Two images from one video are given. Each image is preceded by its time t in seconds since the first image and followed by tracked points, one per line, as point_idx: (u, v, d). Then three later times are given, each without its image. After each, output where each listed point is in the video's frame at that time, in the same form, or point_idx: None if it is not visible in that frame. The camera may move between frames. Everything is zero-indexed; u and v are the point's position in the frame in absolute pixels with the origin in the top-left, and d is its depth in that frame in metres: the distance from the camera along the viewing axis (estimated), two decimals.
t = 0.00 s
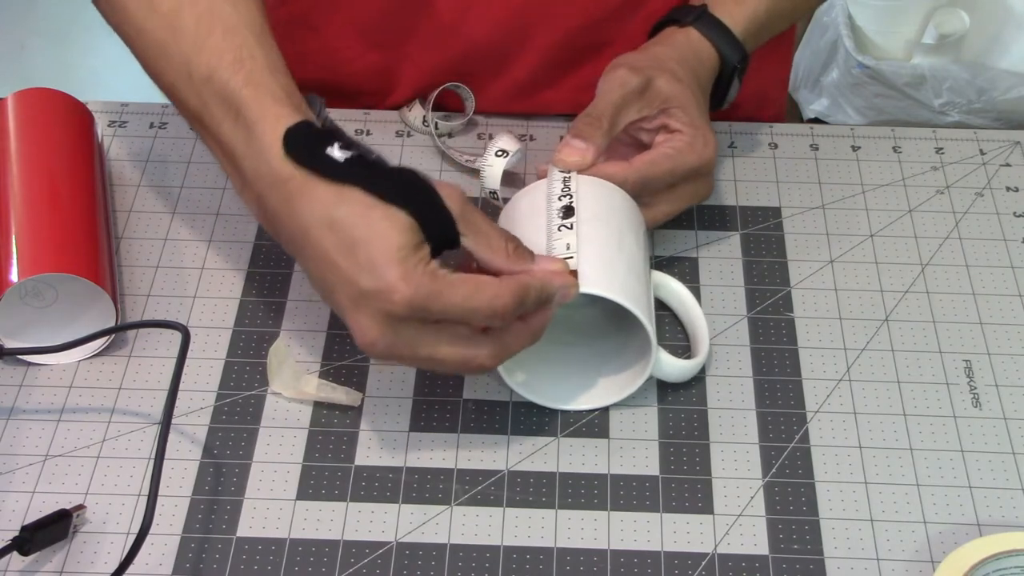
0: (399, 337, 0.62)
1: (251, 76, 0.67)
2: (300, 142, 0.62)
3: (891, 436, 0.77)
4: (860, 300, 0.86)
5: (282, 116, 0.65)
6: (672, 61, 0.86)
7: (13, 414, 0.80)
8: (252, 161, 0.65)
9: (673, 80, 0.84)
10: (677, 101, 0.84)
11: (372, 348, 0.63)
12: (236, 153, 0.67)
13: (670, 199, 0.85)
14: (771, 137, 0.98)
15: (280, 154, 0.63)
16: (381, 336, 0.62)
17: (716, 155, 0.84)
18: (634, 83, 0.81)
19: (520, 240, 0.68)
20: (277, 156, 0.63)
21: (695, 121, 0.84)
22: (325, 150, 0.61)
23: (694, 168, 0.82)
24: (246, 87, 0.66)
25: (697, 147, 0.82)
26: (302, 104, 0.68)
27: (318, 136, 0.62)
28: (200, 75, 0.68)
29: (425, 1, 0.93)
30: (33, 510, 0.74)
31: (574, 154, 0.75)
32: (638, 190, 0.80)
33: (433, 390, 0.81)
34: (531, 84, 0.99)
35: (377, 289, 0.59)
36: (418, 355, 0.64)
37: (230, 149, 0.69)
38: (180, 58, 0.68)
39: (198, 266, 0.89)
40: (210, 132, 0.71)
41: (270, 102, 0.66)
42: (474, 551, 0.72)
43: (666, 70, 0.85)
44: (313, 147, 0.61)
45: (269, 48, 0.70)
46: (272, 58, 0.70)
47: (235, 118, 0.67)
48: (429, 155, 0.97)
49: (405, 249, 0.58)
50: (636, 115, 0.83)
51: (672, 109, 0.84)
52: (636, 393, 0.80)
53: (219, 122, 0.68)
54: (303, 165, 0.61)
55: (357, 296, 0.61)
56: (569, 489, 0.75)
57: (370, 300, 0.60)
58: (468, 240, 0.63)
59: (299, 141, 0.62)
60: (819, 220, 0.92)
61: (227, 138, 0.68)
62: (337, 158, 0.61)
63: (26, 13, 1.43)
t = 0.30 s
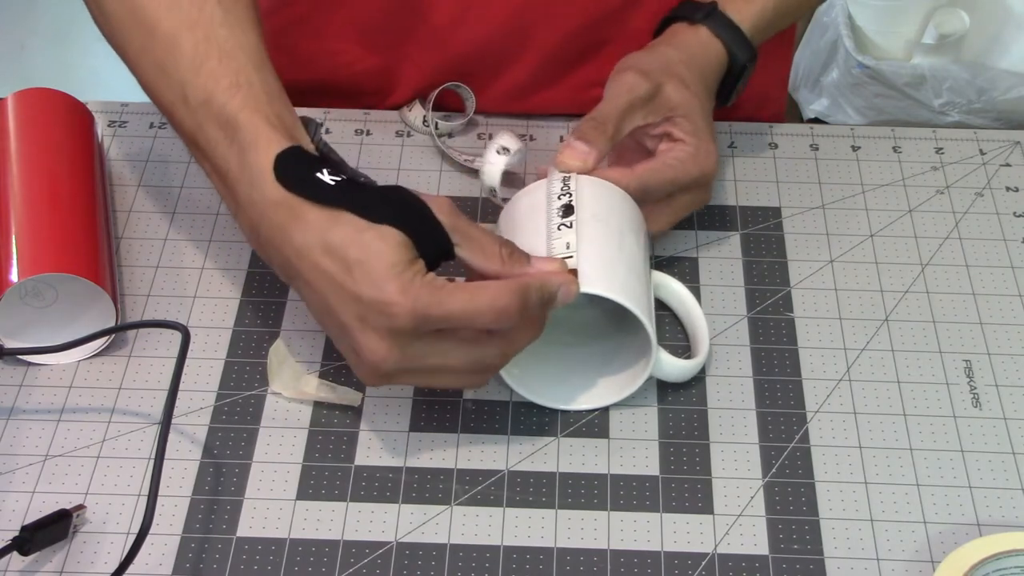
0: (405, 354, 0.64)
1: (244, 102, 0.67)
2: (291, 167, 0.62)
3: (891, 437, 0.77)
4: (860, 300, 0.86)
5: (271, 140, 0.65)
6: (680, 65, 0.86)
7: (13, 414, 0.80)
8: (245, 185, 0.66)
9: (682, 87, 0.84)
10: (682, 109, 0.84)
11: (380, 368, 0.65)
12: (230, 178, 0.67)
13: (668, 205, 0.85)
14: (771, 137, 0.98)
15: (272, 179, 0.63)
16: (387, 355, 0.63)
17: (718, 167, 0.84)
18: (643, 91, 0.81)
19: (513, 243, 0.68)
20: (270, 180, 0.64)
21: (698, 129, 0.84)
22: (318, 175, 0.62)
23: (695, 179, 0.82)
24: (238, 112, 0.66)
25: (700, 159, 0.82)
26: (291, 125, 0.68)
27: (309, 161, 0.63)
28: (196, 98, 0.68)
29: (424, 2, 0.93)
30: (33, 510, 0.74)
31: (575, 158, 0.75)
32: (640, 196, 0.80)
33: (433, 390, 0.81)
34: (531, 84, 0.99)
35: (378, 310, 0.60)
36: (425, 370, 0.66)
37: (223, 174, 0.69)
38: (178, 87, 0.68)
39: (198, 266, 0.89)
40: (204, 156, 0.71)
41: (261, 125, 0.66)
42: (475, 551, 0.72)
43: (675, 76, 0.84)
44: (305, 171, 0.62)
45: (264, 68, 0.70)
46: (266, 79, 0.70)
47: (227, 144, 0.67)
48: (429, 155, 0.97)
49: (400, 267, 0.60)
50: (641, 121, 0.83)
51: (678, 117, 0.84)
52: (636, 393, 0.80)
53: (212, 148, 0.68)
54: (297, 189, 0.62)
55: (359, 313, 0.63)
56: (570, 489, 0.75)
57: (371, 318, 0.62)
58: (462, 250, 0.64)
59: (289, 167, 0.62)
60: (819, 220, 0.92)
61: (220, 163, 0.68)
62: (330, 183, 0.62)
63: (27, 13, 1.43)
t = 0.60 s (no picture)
0: (407, 359, 0.64)
1: (244, 111, 0.66)
2: (289, 176, 0.62)
3: (891, 437, 0.77)
4: (860, 300, 0.86)
5: (270, 147, 0.65)
6: (666, 37, 0.85)
7: (13, 414, 0.80)
8: (247, 193, 0.66)
9: (667, 61, 0.83)
10: (672, 84, 0.83)
11: (384, 372, 0.66)
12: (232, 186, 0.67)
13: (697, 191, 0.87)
14: (771, 137, 0.98)
15: (270, 188, 0.63)
16: (389, 361, 0.64)
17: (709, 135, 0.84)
18: (627, 75, 0.81)
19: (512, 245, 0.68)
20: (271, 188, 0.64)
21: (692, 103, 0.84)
22: (316, 181, 0.62)
23: (695, 150, 0.83)
24: (238, 120, 0.66)
25: (694, 127, 0.83)
26: (290, 130, 0.68)
27: (306, 168, 0.63)
28: (197, 107, 0.68)
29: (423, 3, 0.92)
30: (33, 510, 0.74)
31: (570, 156, 0.75)
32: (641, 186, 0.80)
33: (433, 390, 0.81)
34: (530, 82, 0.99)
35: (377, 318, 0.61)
36: (430, 373, 0.66)
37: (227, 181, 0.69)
38: (181, 98, 0.69)
39: (198, 266, 0.89)
40: (207, 163, 0.71)
41: (260, 133, 0.66)
42: (474, 551, 0.72)
43: (659, 51, 0.84)
44: (304, 178, 0.62)
45: (265, 73, 0.70)
46: (266, 85, 0.70)
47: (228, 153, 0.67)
48: (430, 155, 0.97)
49: (397, 273, 0.60)
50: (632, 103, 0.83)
51: (667, 93, 0.83)
52: (636, 393, 0.80)
53: (215, 155, 0.69)
54: (296, 197, 0.62)
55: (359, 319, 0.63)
56: (570, 489, 0.75)
57: (371, 324, 0.62)
58: (462, 253, 0.64)
59: (288, 175, 0.62)
60: (819, 220, 0.92)
61: (223, 171, 0.68)
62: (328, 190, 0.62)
63: (27, 13, 1.43)
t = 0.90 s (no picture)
0: (396, 364, 0.65)
1: (239, 112, 0.66)
2: (280, 177, 0.62)
3: (890, 437, 0.77)
4: (860, 300, 0.86)
5: (263, 150, 0.65)
6: (669, 40, 0.85)
7: (13, 414, 0.80)
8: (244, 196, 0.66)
9: (671, 64, 0.83)
10: (674, 86, 0.83)
11: (375, 375, 0.67)
12: (231, 188, 0.68)
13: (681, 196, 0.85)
14: (771, 137, 0.98)
15: (264, 191, 0.63)
16: (379, 365, 0.65)
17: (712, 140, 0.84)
18: (629, 77, 0.80)
19: (510, 242, 0.67)
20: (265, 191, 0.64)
21: (694, 106, 0.83)
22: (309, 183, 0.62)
23: (698, 152, 0.83)
24: (233, 122, 0.66)
25: (696, 129, 0.82)
26: (284, 129, 0.67)
27: (298, 168, 0.63)
28: (195, 109, 0.68)
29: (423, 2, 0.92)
30: (33, 510, 0.74)
31: (572, 156, 0.75)
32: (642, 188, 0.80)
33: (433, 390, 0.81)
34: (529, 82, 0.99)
35: (366, 325, 0.61)
36: (421, 375, 0.67)
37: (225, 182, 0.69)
38: (178, 97, 0.68)
39: (198, 266, 0.89)
40: (206, 163, 0.71)
41: (255, 134, 0.65)
42: (475, 550, 0.72)
43: (662, 53, 0.83)
44: (297, 181, 0.62)
45: (260, 72, 0.70)
46: (261, 85, 0.69)
47: (223, 153, 0.67)
48: (430, 155, 0.97)
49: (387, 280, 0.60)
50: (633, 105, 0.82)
51: (669, 95, 0.83)
52: (635, 393, 0.80)
53: (211, 155, 0.69)
54: (288, 201, 0.62)
55: (350, 324, 0.63)
56: (570, 489, 0.75)
57: (361, 329, 0.63)
58: (455, 254, 0.64)
59: (280, 178, 0.62)
60: (819, 221, 0.92)
61: (221, 172, 0.68)
62: (322, 192, 0.62)
63: (28, 12, 1.43)
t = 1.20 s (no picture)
0: (402, 360, 0.65)
1: (247, 107, 0.66)
2: (290, 171, 0.62)
3: (890, 437, 0.77)
4: (859, 301, 0.86)
5: (273, 144, 0.64)
6: (673, 43, 0.85)
7: (13, 414, 0.80)
8: (254, 189, 0.66)
9: (674, 66, 0.83)
10: (677, 88, 0.83)
11: (380, 372, 0.67)
12: (240, 181, 0.68)
13: (679, 199, 0.85)
14: (771, 137, 0.98)
15: (274, 185, 0.63)
16: (385, 361, 0.65)
17: (715, 143, 0.84)
18: (633, 77, 0.81)
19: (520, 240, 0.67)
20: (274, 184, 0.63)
21: (697, 109, 0.84)
22: (320, 177, 0.62)
23: (701, 154, 0.83)
24: (240, 117, 0.65)
25: (700, 132, 0.82)
26: (293, 123, 0.67)
27: (308, 163, 0.62)
28: (200, 107, 0.67)
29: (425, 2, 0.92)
30: (33, 510, 0.74)
31: (576, 155, 0.75)
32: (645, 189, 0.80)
33: (433, 390, 0.81)
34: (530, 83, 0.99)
35: (373, 320, 0.61)
36: (426, 372, 0.67)
37: (233, 175, 0.69)
38: (183, 93, 0.68)
39: (198, 266, 0.89)
40: (214, 157, 0.71)
41: (263, 129, 0.65)
42: (475, 550, 0.72)
43: (665, 55, 0.84)
44: (307, 174, 0.62)
45: (265, 66, 0.69)
46: (267, 78, 0.68)
47: (232, 149, 0.67)
48: (431, 155, 0.97)
49: (396, 276, 0.60)
50: (637, 105, 0.83)
51: (672, 97, 0.83)
52: (635, 393, 0.80)
53: (220, 150, 0.68)
54: (298, 194, 0.62)
55: (356, 319, 0.64)
56: (570, 489, 0.75)
57: (369, 324, 0.63)
58: (465, 250, 0.64)
59: (291, 171, 0.62)
60: (819, 221, 0.92)
61: (230, 165, 0.68)
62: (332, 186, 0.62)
63: (29, 12, 1.43)
